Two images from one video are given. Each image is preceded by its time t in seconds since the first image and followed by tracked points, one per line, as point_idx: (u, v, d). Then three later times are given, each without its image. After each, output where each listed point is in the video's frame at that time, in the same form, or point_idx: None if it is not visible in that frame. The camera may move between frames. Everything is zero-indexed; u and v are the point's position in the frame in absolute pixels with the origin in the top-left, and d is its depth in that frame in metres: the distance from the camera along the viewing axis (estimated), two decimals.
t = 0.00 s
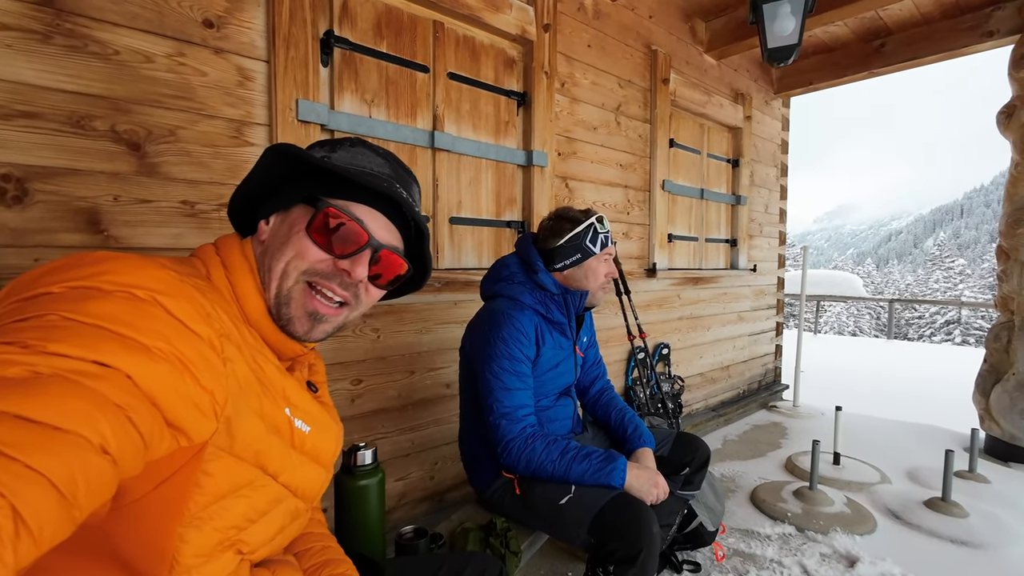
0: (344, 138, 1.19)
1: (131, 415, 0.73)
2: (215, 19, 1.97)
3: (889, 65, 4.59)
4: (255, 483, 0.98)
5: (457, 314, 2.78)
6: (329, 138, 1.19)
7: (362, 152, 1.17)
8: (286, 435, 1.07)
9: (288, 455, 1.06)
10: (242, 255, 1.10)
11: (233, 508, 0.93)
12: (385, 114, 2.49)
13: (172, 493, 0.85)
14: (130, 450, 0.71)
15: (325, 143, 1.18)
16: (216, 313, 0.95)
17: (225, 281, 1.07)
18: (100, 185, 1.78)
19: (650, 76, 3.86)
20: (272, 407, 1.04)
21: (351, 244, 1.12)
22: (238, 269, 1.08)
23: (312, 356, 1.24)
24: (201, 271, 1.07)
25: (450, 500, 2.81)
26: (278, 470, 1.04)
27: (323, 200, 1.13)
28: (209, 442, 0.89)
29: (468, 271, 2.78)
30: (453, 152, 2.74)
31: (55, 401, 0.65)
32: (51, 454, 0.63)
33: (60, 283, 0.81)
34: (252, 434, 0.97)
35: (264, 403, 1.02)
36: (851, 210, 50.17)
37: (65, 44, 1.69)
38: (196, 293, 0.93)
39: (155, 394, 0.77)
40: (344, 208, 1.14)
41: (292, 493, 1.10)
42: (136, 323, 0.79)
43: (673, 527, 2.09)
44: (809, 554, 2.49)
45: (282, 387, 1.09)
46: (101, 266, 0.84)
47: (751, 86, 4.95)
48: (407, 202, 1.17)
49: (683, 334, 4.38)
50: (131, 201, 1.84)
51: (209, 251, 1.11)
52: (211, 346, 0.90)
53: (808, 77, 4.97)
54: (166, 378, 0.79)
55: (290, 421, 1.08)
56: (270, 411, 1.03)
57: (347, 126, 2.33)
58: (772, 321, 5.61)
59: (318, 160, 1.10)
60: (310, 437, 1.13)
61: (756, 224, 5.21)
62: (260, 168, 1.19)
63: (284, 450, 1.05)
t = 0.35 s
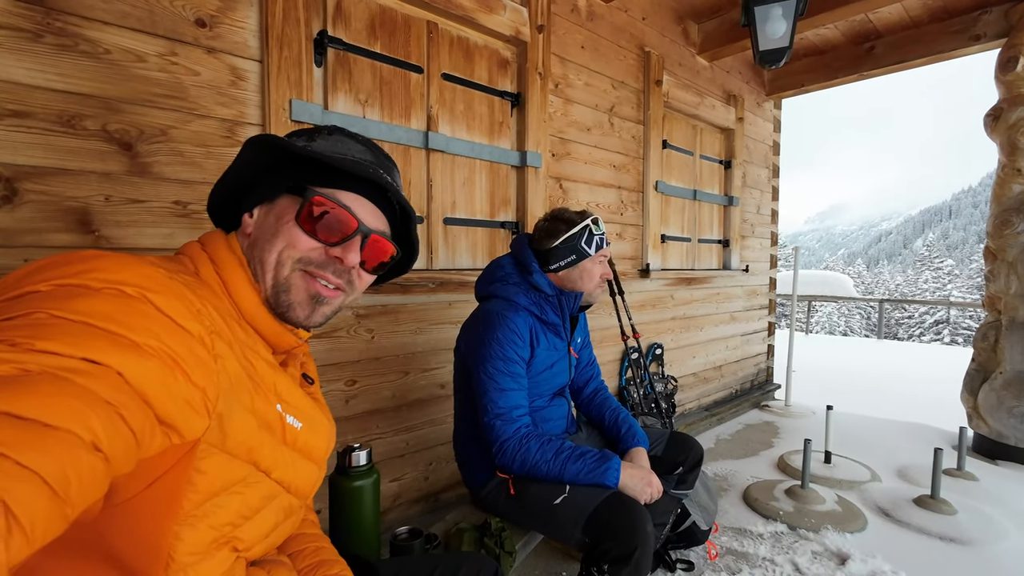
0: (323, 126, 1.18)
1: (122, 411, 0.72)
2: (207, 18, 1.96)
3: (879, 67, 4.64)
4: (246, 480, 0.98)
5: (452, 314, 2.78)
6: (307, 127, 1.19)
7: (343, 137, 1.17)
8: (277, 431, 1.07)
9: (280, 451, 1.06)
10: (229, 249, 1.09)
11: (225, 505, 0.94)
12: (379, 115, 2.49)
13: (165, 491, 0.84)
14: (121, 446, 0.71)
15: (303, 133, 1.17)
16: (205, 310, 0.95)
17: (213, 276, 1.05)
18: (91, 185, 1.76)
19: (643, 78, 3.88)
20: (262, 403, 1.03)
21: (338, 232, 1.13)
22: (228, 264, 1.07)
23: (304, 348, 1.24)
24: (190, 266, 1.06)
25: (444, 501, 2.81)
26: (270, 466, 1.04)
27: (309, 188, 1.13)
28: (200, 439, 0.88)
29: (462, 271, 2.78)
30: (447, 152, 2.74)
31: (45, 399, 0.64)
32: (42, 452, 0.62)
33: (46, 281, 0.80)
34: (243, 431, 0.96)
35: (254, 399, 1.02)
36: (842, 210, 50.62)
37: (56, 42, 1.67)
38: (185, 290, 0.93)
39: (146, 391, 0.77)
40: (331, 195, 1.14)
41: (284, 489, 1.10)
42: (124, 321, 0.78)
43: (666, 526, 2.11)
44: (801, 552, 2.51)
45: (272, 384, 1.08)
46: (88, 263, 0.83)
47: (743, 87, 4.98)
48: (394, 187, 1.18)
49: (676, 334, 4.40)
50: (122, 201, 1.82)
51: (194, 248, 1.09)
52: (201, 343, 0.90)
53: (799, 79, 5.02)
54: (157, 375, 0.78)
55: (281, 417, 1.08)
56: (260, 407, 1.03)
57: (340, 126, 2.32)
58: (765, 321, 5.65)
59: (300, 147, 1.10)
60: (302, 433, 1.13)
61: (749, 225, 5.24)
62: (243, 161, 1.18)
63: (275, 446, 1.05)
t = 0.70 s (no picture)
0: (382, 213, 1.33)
1: (90, 418, 0.71)
2: (199, 19, 1.96)
3: (867, 72, 4.70)
4: (228, 478, 0.97)
5: (445, 316, 2.78)
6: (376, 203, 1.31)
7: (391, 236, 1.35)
8: (259, 428, 1.06)
9: (262, 448, 1.05)
10: (219, 245, 1.07)
11: (206, 505, 0.93)
12: (372, 116, 2.49)
13: (141, 495, 0.84)
14: (89, 454, 0.70)
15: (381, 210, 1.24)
16: (181, 309, 0.94)
17: (198, 269, 1.02)
18: (81, 185, 1.75)
19: (635, 81, 3.91)
20: (242, 401, 1.02)
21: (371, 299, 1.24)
22: (218, 258, 1.04)
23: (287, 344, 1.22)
24: (170, 260, 1.03)
25: (437, 503, 2.80)
26: (252, 464, 1.03)
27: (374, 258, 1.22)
28: (178, 441, 0.87)
29: (455, 273, 2.78)
30: (440, 154, 2.75)
31: (8, 410, 0.64)
32: (3, 464, 0.62)
33: (8, 282, 0.78)
34: (222, 430, 0.95)
35: (234, 397, 1.01)
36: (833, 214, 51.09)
37: (45, 42, 1.66)
38: (159, 288, 0.91)
39: (117, 395, 0.75)
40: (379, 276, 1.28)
41: (268, 486, 1.09)
42: (91, 323, 0.76)
43: (659, 526, 2.11)
44: (792, 552, 2.52)
45: (254, 381, 1.07)
46: (56, 263, 0.82)
47: (734, 92, 5.03)
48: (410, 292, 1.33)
49: (669, 336, 4.43)
50: (112, 201, 1.81)
51: (172, 242, 1.07)
52: (176, 343, 0.88)
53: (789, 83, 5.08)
54: (128, 378, 0.77)
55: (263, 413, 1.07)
56: (240, 405, 1.02)
57: (333, 127, 2.33)
58: (756, 323, 5.69)
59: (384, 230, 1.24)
60: (286, 428, 1.12)
61: (740, 228, 5.28)
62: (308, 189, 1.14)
63: (257, 443, 1.04)
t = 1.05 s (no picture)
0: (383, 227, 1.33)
1: (91, 423, 0.71)
2: (196, 23, 1.96)
3: (860, 77, 4.75)
4: (227, 484, 0.97)
5: (442, 320, 2.78)
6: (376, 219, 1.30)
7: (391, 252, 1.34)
8: (258, 433, 1.06)
9: (260, 453, 1.05)
10: (219, 250, 1.07)
11: (205, 510, 0.92)
12: (369, 120, 2.49)
13: (141, 499, 0.84)
14: (90, 458, 0.70)
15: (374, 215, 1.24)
16: (181, 313, 0.94)
17: (198, 276, 1.02)
18: (77, 189, 1.75)
19: (631, 86, 3.94)
20: (241, 406, 1.02)
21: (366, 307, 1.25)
22: (219, 265, 1.04)
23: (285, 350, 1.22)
24: (171, 266, 1.03)
25: (434, 507, 2.79)
26: (250, 469, 1.03)
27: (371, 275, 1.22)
28: (177, 445, 0.87)
29: (452, 276, 2.78)
30: (437, 158, 2.76)
31: (8, 414, 0.63)
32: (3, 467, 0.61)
33: (9, 287, 0.78)
34: (221, 435, 0.95)
35: (233, 402, 1.00)
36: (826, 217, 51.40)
37: (41, 45, 1.66)
38: (159, 293, 0.91)
39: (117, 399, 0.75)
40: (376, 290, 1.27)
41: (267, 491, 1.09)
42: (92, 328, 0.76)
43: (656, 529, 2.11)
44: (788, 555, 2.53)
45: (252, 386, 1.07)
46: (56, 268, 0.82)
47: (729, 96, 5.07)
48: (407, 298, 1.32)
49: (665, 339, 4.44)
50: (108, 205, 1.81)
51: (171, 248, 1.07)
52: (176, 347, 0.88)
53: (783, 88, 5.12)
54: (129, 383, 0.77)
55: (261, 418, 1.07)
56: (239, 410, 1.02)
57: (330, 131, 2.33)
58: (752, 326, 5.71)
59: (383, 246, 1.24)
60: (283, 434, 1.12)
61: (735, 231, 5.31)
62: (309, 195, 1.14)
63: (256, 448, 1.04)
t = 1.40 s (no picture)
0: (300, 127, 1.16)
1: (94, 420, 0.70)
2: (196, 23, 1.95)
3: (862, 77, 4.73)
4: (225, 488, 0.96)
5: (442, 321, 2.77)
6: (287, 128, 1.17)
7: (323, 139, 1.15)
8: (255, 437, 1.05)
9: (257, 458, 1.04)
10: (201, 249, 1.07)
11: (204, 514, 0.91)
12: (369, 120, 2.48)
13: (140, 502, 0.83)
14: (93, 457, 0.69)
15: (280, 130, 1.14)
16: (181, 315, 0.93)
17: (188, 280, 1.03)
18: (76, 190, 1.74)
19: (632, 86, 3.92)
20: (240, 410, 1.01)
21: (314, 232, 1.10)
22: (200, 267, 1.04)
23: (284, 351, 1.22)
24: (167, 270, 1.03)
25: (434, 509, 2.78)
26: (249, 473, 1.02)
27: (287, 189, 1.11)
28: (177, 447, 0.86)
29: (453, 277, 2.77)
30: (438, 159, 2.74)
31: (10, 409, 0.62)
32: (5, 462, 0.60)
33: (10, 287, 0.77)
34: (220, 438, 0.94)
35: (231, 406, 1.00)
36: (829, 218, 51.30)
37: (40, 46, 1.65)
38: (158, 294, 0.90)
39: (118, 399, 0.74)
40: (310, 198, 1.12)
41: (265, 497, 1.08)
42: (94, 327, 0.76)
43: (658, 532, 2.10)
44: (791, 558, 2.51)
45: (251, 389, 1.07)
46: (55, 268, 0.81)
47: (731, 96, 5.05)
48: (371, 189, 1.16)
49: (667, 340, 4.42)
50: (107, 206, 1.80)
51: (168, 252, 1.07)
52: (175, 348, 0.88)
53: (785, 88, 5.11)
54: (130, 382, 0.76)
55: (258, 423, 1.06)
56: (238, 414, 1.01)
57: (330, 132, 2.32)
58: (754, 327, 5.70)
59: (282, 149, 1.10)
60: (280, 438, 1.11)
61: (737, 232, 5.30)
62: (213, 161, 1.16)
63: (253, 453, 1.03)
